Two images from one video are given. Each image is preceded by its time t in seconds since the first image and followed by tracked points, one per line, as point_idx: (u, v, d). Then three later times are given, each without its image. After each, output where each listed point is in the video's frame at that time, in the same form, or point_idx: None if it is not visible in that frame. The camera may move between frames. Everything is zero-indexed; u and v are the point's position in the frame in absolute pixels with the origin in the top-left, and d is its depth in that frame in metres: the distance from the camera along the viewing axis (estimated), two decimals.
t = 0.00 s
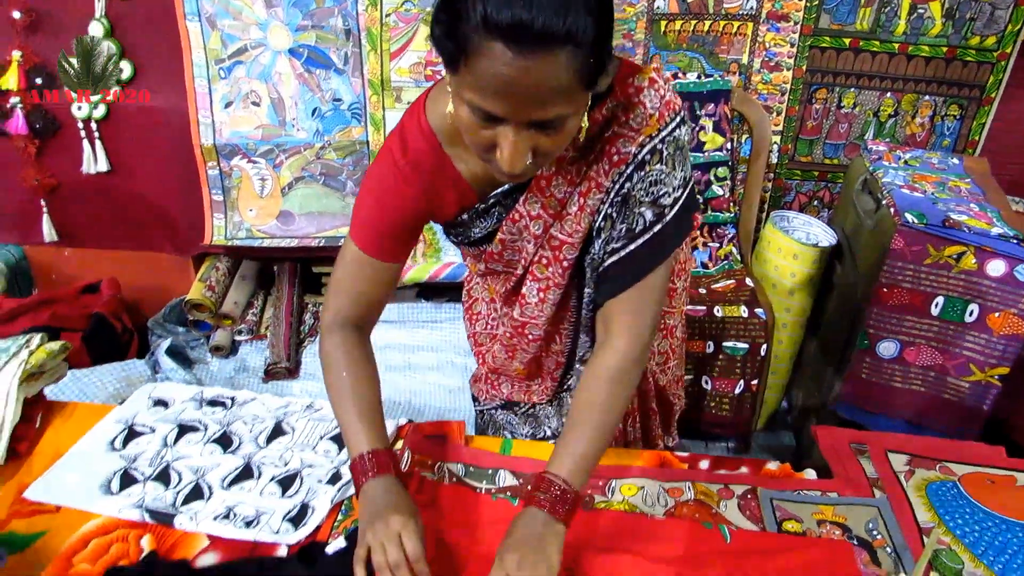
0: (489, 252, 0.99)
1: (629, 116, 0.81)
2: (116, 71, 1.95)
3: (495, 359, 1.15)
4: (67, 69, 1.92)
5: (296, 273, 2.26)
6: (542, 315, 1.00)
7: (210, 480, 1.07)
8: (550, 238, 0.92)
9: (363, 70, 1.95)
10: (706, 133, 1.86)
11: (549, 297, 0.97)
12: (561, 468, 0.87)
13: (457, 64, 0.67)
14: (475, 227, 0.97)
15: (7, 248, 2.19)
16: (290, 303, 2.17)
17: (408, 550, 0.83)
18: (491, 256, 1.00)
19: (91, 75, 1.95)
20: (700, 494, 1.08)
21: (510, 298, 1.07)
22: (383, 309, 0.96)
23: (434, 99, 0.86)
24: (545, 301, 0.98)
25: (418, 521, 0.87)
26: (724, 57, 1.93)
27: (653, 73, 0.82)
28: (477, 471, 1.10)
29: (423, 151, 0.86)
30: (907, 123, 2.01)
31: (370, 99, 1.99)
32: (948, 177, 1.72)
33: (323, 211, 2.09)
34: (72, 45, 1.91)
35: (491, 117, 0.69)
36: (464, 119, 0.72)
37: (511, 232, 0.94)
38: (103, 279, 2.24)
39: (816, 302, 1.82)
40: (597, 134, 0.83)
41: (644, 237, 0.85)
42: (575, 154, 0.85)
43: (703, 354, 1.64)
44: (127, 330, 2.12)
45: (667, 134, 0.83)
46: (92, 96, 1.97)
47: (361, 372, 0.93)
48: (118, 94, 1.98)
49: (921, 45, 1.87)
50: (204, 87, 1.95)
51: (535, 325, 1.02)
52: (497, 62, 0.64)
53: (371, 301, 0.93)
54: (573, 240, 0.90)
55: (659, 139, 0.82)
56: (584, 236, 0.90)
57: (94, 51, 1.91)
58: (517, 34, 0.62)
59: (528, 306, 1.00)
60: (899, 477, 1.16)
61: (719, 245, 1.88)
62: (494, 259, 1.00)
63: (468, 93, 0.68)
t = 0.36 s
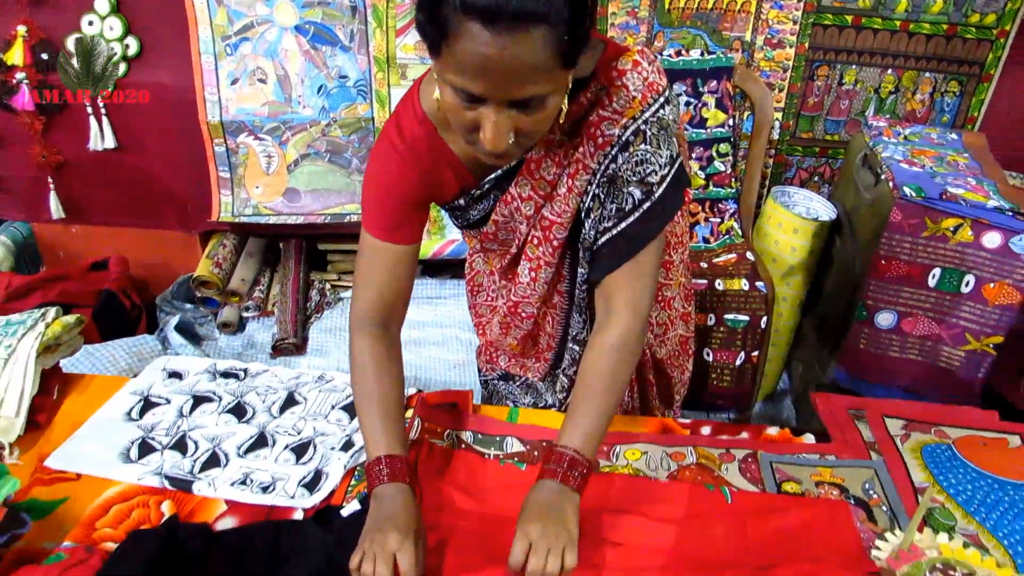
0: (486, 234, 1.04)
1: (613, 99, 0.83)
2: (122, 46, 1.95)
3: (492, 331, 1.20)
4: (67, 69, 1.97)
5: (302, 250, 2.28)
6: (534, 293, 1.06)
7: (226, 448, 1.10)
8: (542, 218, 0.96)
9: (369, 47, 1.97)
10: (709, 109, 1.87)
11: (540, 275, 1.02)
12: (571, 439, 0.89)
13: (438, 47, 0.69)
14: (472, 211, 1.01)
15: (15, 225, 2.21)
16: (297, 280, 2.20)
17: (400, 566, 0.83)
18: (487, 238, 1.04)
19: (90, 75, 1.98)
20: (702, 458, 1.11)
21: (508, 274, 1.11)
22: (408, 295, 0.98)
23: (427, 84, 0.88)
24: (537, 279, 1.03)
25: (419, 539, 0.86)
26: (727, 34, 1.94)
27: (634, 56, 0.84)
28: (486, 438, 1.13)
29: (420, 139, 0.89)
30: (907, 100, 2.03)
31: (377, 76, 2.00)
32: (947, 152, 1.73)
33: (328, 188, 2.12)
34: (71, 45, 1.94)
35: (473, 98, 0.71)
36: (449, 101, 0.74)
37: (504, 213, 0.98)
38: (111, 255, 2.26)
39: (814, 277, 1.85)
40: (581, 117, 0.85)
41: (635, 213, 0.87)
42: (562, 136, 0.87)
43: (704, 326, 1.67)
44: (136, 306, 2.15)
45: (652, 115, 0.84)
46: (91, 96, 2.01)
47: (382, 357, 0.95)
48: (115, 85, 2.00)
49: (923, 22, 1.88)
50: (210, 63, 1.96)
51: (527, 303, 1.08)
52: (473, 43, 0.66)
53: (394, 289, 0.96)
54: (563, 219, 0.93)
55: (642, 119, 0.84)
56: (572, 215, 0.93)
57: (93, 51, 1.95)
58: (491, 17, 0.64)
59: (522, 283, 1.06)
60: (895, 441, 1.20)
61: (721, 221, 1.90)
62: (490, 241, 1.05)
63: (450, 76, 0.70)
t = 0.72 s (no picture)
0: (484, 216, 1.04)
1: (621, 76, 0.86)
2: (105, 37, 1.93)
3: (485, 316, 1.20)
4: (68, 70, 1.96)
5: (290, 242, 2.30)
6: (539, 274, 1.05)
7: (217, 439, 1.10)
8: (552, 198, 0.96)
9: (354, 37, 1.96)
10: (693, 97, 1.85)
11: (547, 256, 1.02)
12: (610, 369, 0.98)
13: (449, 19, 0.69)
14: (469, 185, 1.00)
15: None
16: (284, 272, 2.21)
17: (407, 434, 0.92)
18: (485, 222, 1.04)
19: (92, 76, 1.97)
20: (689, 441, 1.13)
21: (504, 260, 1.12)
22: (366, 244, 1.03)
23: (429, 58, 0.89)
24: (543, 260, 1.03)
25: (417, 414, 0.96)
26: (711, 21, 1.94)
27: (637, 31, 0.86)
28: (476, 425, 1.14)
29: (416, 112, 0.90)
30: (888, 85, 2.04)
31: (363, 66, 1.99)
32: (927, 136, 1.75)
33: (316, 179, 2.12)
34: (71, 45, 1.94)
35: (484, 72, 0.71)
36: (458, 75, 0.74)
37: (512, 198, 0.97)
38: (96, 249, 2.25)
39: (797, 262, 1.88)
40: (590, 95, 0.88)
41: (662, 188, 0.93)
42: (573, 116, 0.89)
43: (690, 312, 1.68)
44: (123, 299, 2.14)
45: (661, 88, 0.88)
46: (92, 97, 2.01)
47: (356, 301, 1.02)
48: (98, 75, 1.98)
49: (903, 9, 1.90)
50: (195, 54, 1.95)
51: (530, 284, 1.07)
52: (487, 15, 0.66)
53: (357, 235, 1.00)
54: (575, 198, 0.95)
55: (654, 94, 0.87)
56: (589, 191, 0.95)
57: (95, 53, 1.94)
58: None
59: (525, 266, 1.05)
60: (878, 420, 1.22)
61: (705, 207, 1.91)
62: (489, 226, 1.05)
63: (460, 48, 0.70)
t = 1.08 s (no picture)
0: (482, 223, 1.10)
1: (624, 88, 0.93)
2: (81, 24, 1.91)
3: (479, 317, 1.24)
4: (67, 69, 1.96)
5: (270, 233, 2.28)
6: (540, 280, 1.12)
7: (199, 428, 1.10)
8: (555, 208, 1.03)
9: (335, 27, 1.95)
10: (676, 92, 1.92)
11: (549, 262, 1.09)
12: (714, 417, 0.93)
13: (495, 20, 0.69)
14: (465, 197, 1.05)
15: None
16: (265, 264, 2.19)
17: (370, 525, 0.79)
18: (485, 230, 1.11)
19: (92, 75, 1.97)
20: (670, 430, 1.14)
21: (501, 260, 1.17)
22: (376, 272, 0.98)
23: (424, 60, 0.91)
24: (546, 266, 1.10)
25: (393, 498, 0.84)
26: (692, 15, 1.93)
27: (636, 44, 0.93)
28: (459, 415, 1.15)
29: (416, 113, 0.90)
30: (865, 81, 2.07)
31: (345, 56, 1.98)
32: (903, 132, 1.78)
33: (297, 169, 2.10)
34: (72, 46, 1.93)
35: (538, 69, 0.72)
36: (507, 81, 0.74)
37: (512, 207, 1.04)
38: (72, 239, 2.22)
39: (777, 256, 1.89)
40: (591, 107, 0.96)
41: (673, 197, 0.98)
42: (576, 129, 0.96)
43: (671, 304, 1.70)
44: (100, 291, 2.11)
45: (659, 101, 0.95)
46: (91, 96, 2.00)
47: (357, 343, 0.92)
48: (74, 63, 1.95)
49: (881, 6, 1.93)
50: (174, 43, 1.93)
51: (530, 290, 1.14)
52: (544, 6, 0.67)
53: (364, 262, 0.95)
54: (578, 209, 1.02)
55: (653, 107, 0.95)
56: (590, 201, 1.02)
57: (94, 51, 1.94)
58: None
59: (527, 272, 1.11)
60: (854, 411, 1.24)
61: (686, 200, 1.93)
62: (489, 233, 1.11)
63: (513, 50, 0.70)
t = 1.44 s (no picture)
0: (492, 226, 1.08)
1: (648, 103, 0.92)
2: (70, 9, 1.89)
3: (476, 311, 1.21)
4: (67, 69, 1.97)
5: (259, 222, 2.27)
6: (542, 288, 1.09)
7: (188, 415, 1.10)
8: (566, 217, 1.02)
9: (326, 16, 1.94)
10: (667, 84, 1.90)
11: (554, 271, 1.06)
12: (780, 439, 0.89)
13: (563, 44, 0.68)
14: (478, 196, 1.05)
15: None
16: (254, 253, 2.18)
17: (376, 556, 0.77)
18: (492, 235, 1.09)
19: (92, 76, 1.98)
20: (657, 421, 1.15)
21: (504, 260, 1.14)
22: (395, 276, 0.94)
23: (453, 59, 0.90)
24: (550, 275, 1.07)
25: (394, 533, 0.80)
26: (683, 9, 1.93)
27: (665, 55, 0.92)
28: (448, 404, 1.15)
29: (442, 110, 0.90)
30: (854, 77, 2.08)
31: (335, 46, 1.96)
32: (891, 128, 1.80)
33: (287, 159, 2.11)
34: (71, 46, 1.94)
35: (597, 89, 0.73)
36: (562, 96, 0.74)
37: (524, 215, 1.03)
38: (59, 225, 2.21)
39: (764, 250, 1.89)
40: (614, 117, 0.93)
41: (690, 214, 0.97)
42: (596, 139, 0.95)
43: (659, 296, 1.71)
44: (87, 278, 2.10)
45: (683, 113, 0.94)
46: (91, 96, 2.02)
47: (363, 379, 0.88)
48: (62, 49, 1.94)
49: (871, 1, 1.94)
50: (163, 30, 1.91)
51: (531, 296, 1.11)
52: (611, 29, 0.66)
53: (384, 266, 0.92)
54: (590, 219, 1.01)
55: (677, 121, 0.94)
56: (605, 213, 1.00)
57: (94, 51, 1.95)
58: None
59: (529, 278, 1.09)
60: (839, 403, 1.26)
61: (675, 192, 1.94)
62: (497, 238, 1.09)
63: (575, 72, 0.71)
